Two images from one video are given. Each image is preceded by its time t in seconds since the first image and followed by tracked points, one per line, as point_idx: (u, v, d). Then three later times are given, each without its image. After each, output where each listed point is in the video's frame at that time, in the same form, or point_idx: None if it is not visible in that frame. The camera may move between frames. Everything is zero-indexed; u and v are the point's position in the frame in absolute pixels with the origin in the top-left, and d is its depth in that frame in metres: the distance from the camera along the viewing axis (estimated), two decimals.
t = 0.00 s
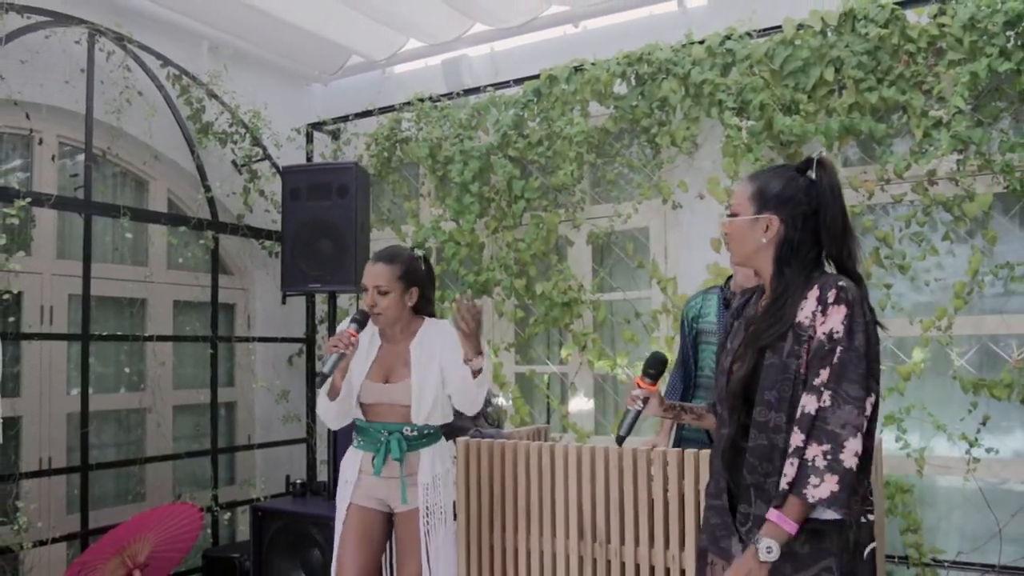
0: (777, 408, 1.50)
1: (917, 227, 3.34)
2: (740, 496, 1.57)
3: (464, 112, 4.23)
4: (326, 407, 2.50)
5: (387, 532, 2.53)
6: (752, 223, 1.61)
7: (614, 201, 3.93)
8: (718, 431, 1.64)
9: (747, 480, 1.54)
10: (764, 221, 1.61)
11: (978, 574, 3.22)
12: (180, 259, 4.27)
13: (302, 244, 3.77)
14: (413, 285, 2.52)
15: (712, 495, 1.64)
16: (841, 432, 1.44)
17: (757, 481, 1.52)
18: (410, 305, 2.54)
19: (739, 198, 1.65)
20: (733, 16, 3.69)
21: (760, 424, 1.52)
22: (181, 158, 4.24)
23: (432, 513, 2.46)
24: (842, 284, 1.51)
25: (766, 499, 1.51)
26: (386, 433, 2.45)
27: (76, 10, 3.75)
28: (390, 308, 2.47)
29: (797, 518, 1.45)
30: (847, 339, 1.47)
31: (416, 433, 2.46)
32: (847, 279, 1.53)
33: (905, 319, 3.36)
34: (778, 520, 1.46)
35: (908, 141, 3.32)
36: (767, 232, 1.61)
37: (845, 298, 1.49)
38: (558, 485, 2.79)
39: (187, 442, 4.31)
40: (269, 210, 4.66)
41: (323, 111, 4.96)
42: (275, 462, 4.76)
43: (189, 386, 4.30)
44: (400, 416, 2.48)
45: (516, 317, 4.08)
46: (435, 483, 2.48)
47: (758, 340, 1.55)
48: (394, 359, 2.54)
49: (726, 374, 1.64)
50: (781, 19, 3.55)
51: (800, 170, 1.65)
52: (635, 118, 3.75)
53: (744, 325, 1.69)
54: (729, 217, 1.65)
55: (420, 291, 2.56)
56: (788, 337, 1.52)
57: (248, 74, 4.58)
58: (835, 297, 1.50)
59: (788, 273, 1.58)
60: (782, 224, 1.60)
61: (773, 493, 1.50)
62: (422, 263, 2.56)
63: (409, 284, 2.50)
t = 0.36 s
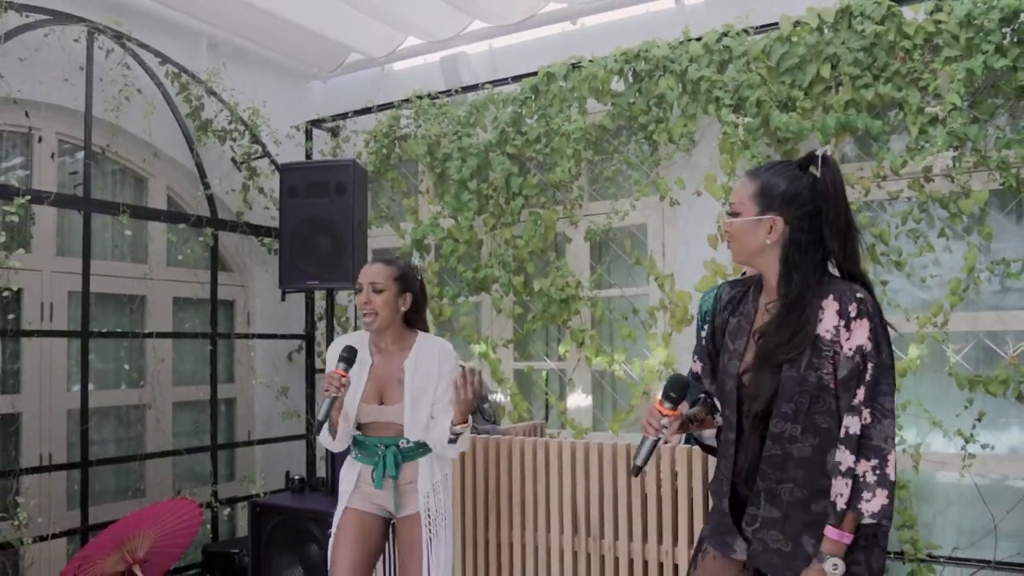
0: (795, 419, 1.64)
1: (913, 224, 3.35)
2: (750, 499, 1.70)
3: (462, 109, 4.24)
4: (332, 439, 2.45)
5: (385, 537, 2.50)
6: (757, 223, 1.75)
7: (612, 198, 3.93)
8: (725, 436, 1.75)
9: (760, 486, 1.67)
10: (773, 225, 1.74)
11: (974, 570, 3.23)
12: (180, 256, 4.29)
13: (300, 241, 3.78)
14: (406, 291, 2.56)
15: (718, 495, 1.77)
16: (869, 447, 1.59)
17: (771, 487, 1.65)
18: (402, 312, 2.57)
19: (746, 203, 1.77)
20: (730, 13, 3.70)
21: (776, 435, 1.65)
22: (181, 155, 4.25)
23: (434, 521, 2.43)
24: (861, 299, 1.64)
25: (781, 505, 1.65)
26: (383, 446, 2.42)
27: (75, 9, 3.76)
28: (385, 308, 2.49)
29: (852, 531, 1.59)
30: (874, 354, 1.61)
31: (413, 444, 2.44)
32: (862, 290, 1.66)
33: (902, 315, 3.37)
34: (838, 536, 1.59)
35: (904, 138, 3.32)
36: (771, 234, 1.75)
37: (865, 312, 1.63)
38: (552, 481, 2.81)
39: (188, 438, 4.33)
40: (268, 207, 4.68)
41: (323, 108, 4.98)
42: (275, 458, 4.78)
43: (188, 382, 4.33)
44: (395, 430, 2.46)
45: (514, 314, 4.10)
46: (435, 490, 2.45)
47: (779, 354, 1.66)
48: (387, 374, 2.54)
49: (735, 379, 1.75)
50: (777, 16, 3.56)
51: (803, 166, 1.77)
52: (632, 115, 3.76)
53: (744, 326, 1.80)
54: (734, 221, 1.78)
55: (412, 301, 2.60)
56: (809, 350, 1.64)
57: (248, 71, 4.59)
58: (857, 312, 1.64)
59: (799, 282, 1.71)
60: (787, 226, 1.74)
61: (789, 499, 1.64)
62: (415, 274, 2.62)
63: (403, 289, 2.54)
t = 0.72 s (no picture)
0: (809, 434, 1.62)
1: (912, 222, 3.33)
2: (774, 517, 1.67)
3: (460, 107, 4.23)
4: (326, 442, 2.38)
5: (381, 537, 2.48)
6: (751, 233, 1.75)
7: (610, 196, 3.92)
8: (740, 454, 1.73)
9: (780, 503, 1.65)
10: (768, 234, 1.74)
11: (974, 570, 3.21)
12: (177, 255, 4.27)
13: (297, 239, 3.77)
14: (404, 293, 2.48)
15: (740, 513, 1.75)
16: (899, 451, 1.57)
17: (791, 503, 1.64)
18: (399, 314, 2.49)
19: (738, 214, 1.77)
20: (728, 10, 3.68)
21: (792, 452, 1.63)
22: (177, 153, 4.23)
23: (432, 520, 2.42)
24: (867, 308, 1.63)
25: (804, 522, 1.62)
26: (379, 451, 2.38)
27: (71, 6, 3.75)
28: (383, 309, 2.41)
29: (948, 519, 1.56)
30: (887, 362, 1.59)
31: (412, 447, 2.40)
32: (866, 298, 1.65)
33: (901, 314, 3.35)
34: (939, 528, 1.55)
35: (904, 135, 3.29)
36: (766, 244, 1.74)
37: (873, 320, 1.61)
38: (548, 481, 2.80)
39: (185, 437, 4.32)
40: (266, 205, 4.67)
41: (321, 106, 4.96)
42: (272, 457, 4.77)
43: (186, 381, 4.32)
44: (393, 433, 2.42)
45: (511, 312, 4.08)
46: (433, 490, 2.44)
47: (789, 369, 1.64)
48: (384, 378, 2.46)
49: (744, 395, 1.73)
50: (776, 13, 3.54)
51: (796, 174, 1.76)
52: (631, 113, 3.75)
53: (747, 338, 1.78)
54: (728, 230, 1.78)
55: (411, 302, 2.53)
56: (817, 363, 1.63)
57: (245, 69, 4.58)
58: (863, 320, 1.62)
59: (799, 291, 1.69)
60: (781, 236, 1.73)
61: (811, 515, 1.62)
62: (415, 276, 2.54)
63: (402, 291, 2.47)
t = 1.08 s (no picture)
0: (842, 438, 1.48)
1: (912, 223, 3.30)
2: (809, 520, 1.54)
3: (456, 108, 4.20)
4: (328, 453, 2.29)
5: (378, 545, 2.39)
6: (810, 229, 1.55)
7: (607, 198, 3.89)
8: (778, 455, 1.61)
9: (814, 504, 1.52)
10: (828, 233, 1.55)
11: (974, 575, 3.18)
12: (171, 257, 4.25)
13: (291, 241, 3.74)
14: (400, 303, 2.41)
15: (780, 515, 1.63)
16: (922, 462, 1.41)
17: (823, 506, 1.50)
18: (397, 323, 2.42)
19: (795, 210, 1.58)
20: (727, 9, 3.65)
21: (825, 454, 1.49)
22: (172, 154, 4.21)
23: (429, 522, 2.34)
24: (908, 311, 1.46)
25: (835, 526, 1.49)
26: (377, 464, 2.30)
27: (64, 7, 3.72)
28: (379, 317, 2.34)
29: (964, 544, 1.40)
30: (919, 368, 1.43)
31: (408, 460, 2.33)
32: (907, 301, 1.48)
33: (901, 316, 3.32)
34: (959, 552, 1.39)
35: (904, 136, 3.26)
36: (824, 241, 1.55)
37: (910, 323, 1.45)
38: (543, 488, 2.77)
39: (180, 440, 4.29)
40: (262, 207, 4.64)
41: (318, 106, 4.93)
42: (269, 460, 4.74)
43: (181, 383, 4.29)
44: (389, 445, 2.34)
45: (508, 314, 4.06)
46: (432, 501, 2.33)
47: (823, 369, 1.49)
48: (383, 391, 2.38)
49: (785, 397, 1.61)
50: (775, 13, 3.51)
51: (860, 179, 1.59)
52: (628, 113, 3.72)
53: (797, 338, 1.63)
54: (783, 227, 1.59)
55: (407, 313, 2.45)
56: (851, 366, 1.47)
57: (241, 69, 4.55)
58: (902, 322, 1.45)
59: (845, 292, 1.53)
60: (841, 236, 1.54)
61: (844, 521, 1.47)
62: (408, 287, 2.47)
63: (398, 300, 2.40)
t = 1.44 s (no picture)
0: (863, 431, 1.35)
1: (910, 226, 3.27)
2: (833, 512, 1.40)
3: (451, 109, 4.17)
4: (323, 438, 2.05)
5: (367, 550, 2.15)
6: (879, 235, 1.37)
7: (602, 200, 3.86)
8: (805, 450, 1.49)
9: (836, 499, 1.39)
10: (901, 239, 1.37)
11: None
12: (165, 260, 4.21)
13: (284, 244, 3.72)
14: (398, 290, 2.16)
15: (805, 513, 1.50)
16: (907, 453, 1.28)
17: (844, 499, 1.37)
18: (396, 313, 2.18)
19: (862, 211, 1.39)
20: (724, 10, 3.62)
21: (848, 446, 1.36)
22: (166, 157, 4.19)
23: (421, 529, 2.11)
24: (938, 307, 1.32)
25: (856, 521, 1.35)
26: (370, 458, 2.08)
27: (55, 7, 3.69)
28: (379, 313, 2.11)
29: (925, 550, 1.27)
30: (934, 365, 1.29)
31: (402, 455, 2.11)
32: (938, 300, 1.34)
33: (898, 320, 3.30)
34: (911, 554, 1.27)
35: (902, 138, 3.23)
36: (899, 249, 1.38)
37: (934, 321, 1.31)
38: (535, 495, 2.76)
39: (174, 443, 4.26)
40: (256, 209, 4.62)
41: (313, 108, 4.91)
42: (263, 463, 4.71)
43: (175, 387, 4.26)
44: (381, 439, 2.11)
45: (504, 317, 4.03)
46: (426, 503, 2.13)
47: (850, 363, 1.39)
48: (380, 382, 2.14)
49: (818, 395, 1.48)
50: (772, 14, 3.48)
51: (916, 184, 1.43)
52: (624, 115, 3.69)
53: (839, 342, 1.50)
54: (850, 230, 1.40)
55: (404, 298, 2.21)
56: (874, 360, 1.36)
57: (234, 70, 4.52)
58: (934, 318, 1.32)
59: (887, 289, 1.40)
60: (915, 244, 1.37)
61: (867, 514, 1.33)
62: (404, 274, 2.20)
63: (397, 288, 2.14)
